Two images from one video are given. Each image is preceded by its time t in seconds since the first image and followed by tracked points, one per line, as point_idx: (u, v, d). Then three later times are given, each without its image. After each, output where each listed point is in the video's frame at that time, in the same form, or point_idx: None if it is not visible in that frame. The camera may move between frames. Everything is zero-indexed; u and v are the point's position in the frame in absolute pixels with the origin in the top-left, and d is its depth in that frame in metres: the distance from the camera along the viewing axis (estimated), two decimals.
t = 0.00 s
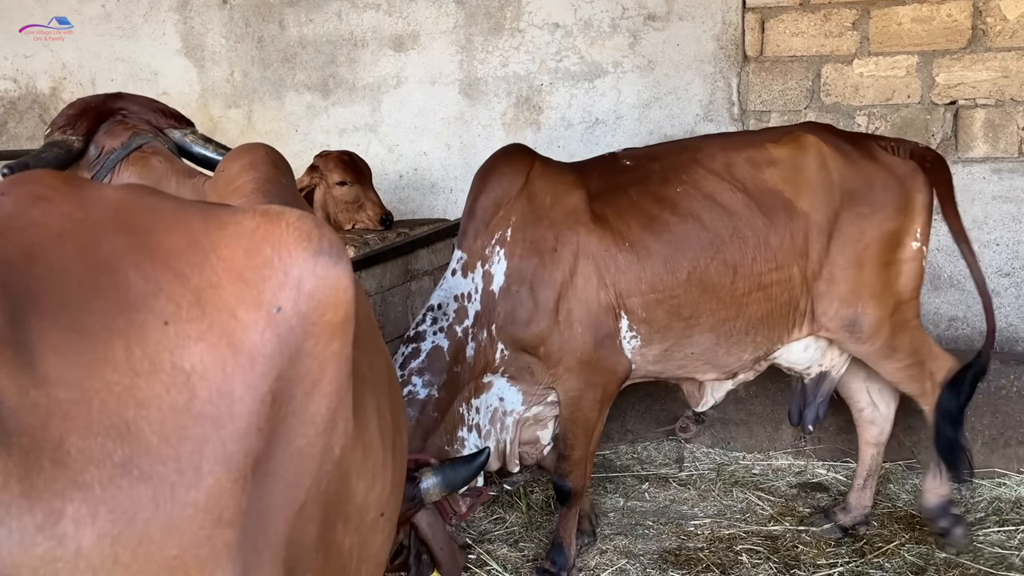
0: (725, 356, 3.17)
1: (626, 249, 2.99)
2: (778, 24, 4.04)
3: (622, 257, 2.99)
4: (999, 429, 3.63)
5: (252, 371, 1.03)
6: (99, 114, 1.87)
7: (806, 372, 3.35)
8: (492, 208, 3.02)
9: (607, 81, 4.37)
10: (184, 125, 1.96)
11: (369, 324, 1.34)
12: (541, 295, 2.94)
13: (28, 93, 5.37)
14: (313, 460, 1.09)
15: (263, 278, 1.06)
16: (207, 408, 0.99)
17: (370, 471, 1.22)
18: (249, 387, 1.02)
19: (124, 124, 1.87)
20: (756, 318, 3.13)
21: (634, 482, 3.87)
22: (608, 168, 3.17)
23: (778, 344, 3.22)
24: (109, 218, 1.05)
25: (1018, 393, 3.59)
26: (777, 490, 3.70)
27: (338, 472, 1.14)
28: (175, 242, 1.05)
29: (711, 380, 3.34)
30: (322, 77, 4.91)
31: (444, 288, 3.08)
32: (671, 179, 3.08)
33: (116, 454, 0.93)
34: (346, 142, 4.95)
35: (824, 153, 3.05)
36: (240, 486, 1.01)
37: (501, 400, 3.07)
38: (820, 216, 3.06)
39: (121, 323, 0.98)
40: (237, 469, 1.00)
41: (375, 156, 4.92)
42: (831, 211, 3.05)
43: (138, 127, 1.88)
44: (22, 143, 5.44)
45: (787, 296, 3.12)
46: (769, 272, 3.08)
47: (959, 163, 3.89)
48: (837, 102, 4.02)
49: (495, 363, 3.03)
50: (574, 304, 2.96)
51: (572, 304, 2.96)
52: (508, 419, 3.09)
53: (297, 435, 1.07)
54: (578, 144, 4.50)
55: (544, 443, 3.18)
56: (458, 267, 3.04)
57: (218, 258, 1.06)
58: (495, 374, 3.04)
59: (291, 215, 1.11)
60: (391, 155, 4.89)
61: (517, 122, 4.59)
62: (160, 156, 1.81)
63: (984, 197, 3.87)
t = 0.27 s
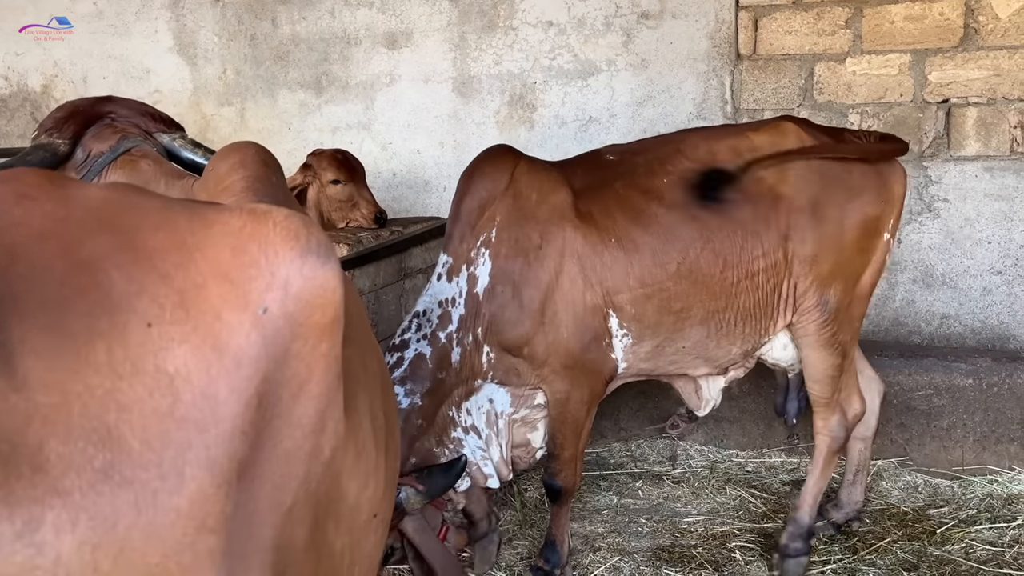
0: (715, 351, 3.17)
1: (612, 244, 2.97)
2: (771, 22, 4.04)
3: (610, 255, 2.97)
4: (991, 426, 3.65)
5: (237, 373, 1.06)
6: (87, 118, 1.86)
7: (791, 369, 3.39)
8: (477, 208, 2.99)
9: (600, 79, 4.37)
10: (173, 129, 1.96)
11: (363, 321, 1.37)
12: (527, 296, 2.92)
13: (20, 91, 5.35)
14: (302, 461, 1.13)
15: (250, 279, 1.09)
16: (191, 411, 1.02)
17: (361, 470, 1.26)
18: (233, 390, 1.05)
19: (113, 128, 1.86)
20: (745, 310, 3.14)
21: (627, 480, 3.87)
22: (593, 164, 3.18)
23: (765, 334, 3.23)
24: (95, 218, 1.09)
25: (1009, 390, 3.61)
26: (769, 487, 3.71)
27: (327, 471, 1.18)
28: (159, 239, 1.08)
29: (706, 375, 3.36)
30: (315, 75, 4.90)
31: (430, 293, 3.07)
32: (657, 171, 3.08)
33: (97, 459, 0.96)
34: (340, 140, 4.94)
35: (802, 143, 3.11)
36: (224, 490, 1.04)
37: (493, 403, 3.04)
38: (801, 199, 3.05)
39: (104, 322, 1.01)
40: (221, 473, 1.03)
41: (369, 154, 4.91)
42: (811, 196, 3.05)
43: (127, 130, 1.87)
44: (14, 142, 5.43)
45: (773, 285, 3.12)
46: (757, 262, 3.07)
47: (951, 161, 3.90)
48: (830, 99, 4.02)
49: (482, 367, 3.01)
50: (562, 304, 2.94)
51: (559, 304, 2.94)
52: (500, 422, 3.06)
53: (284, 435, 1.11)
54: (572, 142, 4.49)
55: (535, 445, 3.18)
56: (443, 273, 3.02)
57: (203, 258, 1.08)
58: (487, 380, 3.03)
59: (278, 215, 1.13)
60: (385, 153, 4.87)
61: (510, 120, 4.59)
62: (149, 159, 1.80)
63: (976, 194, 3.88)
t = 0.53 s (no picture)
0: (697, 347, 3.15)
1: (595, 241, 2.95)
2: (765, 21, 4.04)
3: (592, 251, 2.94)
4: (984, 424, 3.66)
5: (223, 375, 0.93)
6: (78, 118, 1.85)
7: (768, 367, 3.40)
8: (461, 205, 2.99)
9: (595, 78, 4.37)
10: (165, 127, 1.96)
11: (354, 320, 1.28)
12: (509, 293, 2.90)
13: (12, 89, 5.33)
14: (289, 466, 0.99)
15: (237, 278, 0.96)
16: (176, 414, 0.89)
17: (356, 475, 1.13)
18: (219, 391, 0.92)
19: (106, 127, 1.85)
20: (732, 306, 3.12)
21: (622, 478, 3.88)
22: (581, 159, 3.16)
23: (751, 328, 3.21)
24: (76, 218, 0.96)
25: (1002, 388, 3.62)
26: (764, 485, 3.71)
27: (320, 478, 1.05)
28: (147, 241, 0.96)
29: (679, 372, 3.33)
30: (309, 73, 4.89)
31: (412, 285, 3.04)
32: (646, 170, 3.09)
33: (79, 466, 0.84)
34: (335, 139, 4.93)
35: (793, 141, 3.07)
36: (208, 495, 0.91)
37: (473, 395, 3.06)
38: (787, 200, 3.07)
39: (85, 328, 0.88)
40: (205, 478, 0.90)
41: (364, 153, 4.90)
42: (798, 196, 3.06)
43: (120, 129, 1.87)
44: (6, 139, 5.40)
45: (756, 285, 3.12)
46: (742, 260, 3.07)
47: (945, 160, 3.91)
48: (824, 99, 4.04)
49: (465, 363, 3.01)
50: (545, 301, 2.91)
51: (541, 301, 2.91)
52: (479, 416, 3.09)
53: (273, 441, 0.97)
54: (567, 141, 4.49)
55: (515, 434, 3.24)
56: (427, 267, 2.99)
57: (189, 258, 0.95)
58: (467, 373, 3.03)
59: (268, 212, 1.00)
60: (380, 152, 4.87)
61: (506, 118, 4.59)
62: (144, 160, 1.80)
63: (970, 193, 3.89)
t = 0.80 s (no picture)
0: (681, 347, 3.16)
1: (576, 241, 2.94)
2: (761, 21, 4.04)
3: (572, 251, 2.93)
4: (978, 423, 3.67)
5: (196, 381, 0.87)
6: (84, 111, 1.84)
7: (760, 368, 3.36)
8: (443, 207, 2.99)
9: (591, 77, 4.37)
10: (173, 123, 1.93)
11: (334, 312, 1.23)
12: (490, 292, 2.90)
13: (7, 87, 5.31)
14: (267, 473, 0.95)
15: (209, 281, 0.89)
16: (146, 421, 0.84)
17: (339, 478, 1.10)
18: (192, 397, 0.87)
19: (111, 122, 1.84)
20: (713, 309, 3.11)
21: (618, 477, 3.88)
22: (562, 159, 3.14)
23: (734, 332, 3.21)
24: (39, 218, 0.90)
25: (996, 387, 3.63)
26: (760, 484, 3.72)
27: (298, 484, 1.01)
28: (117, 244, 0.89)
29: (674, 374, 3.36)
30: (305, 71, 4.88)
31: (393, 286, 3.05)
32: (627, 171, 3.05)
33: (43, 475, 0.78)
34: (330, 137, 4.92)
35: (774, 141, 3.06)
36: (181, 503, 0.86)
37: (461, 391, 3.08)
38: (770, 202, 3.07)
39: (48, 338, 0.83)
40: (178, 487, 0.86)
41: (359, 152, 4.89)
42: (781, 198, 3.07)
43: (125, 124, 1.85)
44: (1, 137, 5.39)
45: (740, 286, 3.11)
46: (724, 262, 3.06)
47: (940, 159, 3.92)
48: (819, 98, 4.04)
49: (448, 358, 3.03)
50: (528, 301, 2.91)
51: (524, 300, 2.90)
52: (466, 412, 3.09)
53: (249, 450, 0.93)
54: (563, 141, 4.49)
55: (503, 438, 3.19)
56: (408, 265, 3.01)
57: (160, 260, 0.89)
58: (452, 368, 3.05)
59: (242, 213, 0.92)
60: (375, 151, 4.86)
61: (501, 117, 4.58)
62: (148, 160, 1.79)
63: (965, 193, 3.89)
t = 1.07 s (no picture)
0: (670, 346, 3.16)
1: (565, 240, 2.94)
2: (758, 20, 4.05)
3: (561, 249, 2.93)
4: (975, 422, 3.68)
5: (150, 390, 0.83)
6: (95, 97, 1.80)
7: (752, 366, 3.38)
8: (434, 209, 2.97)
9: (589, 76, 4.36)
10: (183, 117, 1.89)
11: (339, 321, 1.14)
12: (482, 292, 2.90)
13: (3, 85, 5.30)
14: (239, 481, 0.88)
15: (160, 282, 0.85)
16: (99, 434, 0.81)
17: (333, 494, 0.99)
18: (146, 407, 0.83)
19: (122, 113, 1.81)
20: (701, 305, 3.12)
21: (615, 476, 3.88)
22: (550, 158, 3.13)
23: (723, 330, 3.22)
24: None
25: (993, 386, 3.63)
26: (756, 484, 3.72)
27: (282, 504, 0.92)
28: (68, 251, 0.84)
29: (663, 371, 3.35)
30: (302, 70, 4.87)
31: (389, 293, 3.02)
32: (614, 169, 3.05)
33: None
34: (327, 136, 4.91)
35: (762, 139, 3.07)
36: (139, 519, 0.83)
37: (458, 393, 3.06)
38: (759, 201, 3.07)
39: None
40: (135, 501, 0.82)
41: (356, 150, 4.88)
42: (770, 197, 3.06)
43: (136, 116, 1.83)
44: None
45: (728, 285, 3.12)
46: (712, 259, 3.07)
47: (937, 159, 3.92)
48: (817, 98, 4.04)
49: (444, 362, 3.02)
50: (517, 301, 2.91)
51: (515, 299, 2.91)
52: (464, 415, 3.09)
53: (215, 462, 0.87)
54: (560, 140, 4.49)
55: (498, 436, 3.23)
56: (404, 272, 2.98)
57: (110, 262, 0.84)
58: (447, 372, 3.03)
59: (195, 213, 0.89)
60: (373, 149, 4.85)
61: (499, 116, 4.58)
62: (153, 160, 1.79)
63: (961, 192, 3.90)
